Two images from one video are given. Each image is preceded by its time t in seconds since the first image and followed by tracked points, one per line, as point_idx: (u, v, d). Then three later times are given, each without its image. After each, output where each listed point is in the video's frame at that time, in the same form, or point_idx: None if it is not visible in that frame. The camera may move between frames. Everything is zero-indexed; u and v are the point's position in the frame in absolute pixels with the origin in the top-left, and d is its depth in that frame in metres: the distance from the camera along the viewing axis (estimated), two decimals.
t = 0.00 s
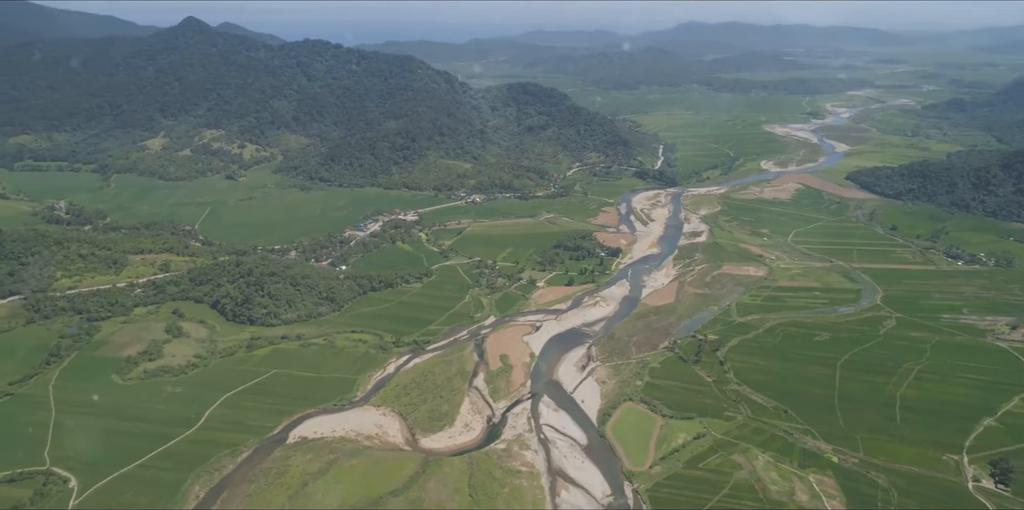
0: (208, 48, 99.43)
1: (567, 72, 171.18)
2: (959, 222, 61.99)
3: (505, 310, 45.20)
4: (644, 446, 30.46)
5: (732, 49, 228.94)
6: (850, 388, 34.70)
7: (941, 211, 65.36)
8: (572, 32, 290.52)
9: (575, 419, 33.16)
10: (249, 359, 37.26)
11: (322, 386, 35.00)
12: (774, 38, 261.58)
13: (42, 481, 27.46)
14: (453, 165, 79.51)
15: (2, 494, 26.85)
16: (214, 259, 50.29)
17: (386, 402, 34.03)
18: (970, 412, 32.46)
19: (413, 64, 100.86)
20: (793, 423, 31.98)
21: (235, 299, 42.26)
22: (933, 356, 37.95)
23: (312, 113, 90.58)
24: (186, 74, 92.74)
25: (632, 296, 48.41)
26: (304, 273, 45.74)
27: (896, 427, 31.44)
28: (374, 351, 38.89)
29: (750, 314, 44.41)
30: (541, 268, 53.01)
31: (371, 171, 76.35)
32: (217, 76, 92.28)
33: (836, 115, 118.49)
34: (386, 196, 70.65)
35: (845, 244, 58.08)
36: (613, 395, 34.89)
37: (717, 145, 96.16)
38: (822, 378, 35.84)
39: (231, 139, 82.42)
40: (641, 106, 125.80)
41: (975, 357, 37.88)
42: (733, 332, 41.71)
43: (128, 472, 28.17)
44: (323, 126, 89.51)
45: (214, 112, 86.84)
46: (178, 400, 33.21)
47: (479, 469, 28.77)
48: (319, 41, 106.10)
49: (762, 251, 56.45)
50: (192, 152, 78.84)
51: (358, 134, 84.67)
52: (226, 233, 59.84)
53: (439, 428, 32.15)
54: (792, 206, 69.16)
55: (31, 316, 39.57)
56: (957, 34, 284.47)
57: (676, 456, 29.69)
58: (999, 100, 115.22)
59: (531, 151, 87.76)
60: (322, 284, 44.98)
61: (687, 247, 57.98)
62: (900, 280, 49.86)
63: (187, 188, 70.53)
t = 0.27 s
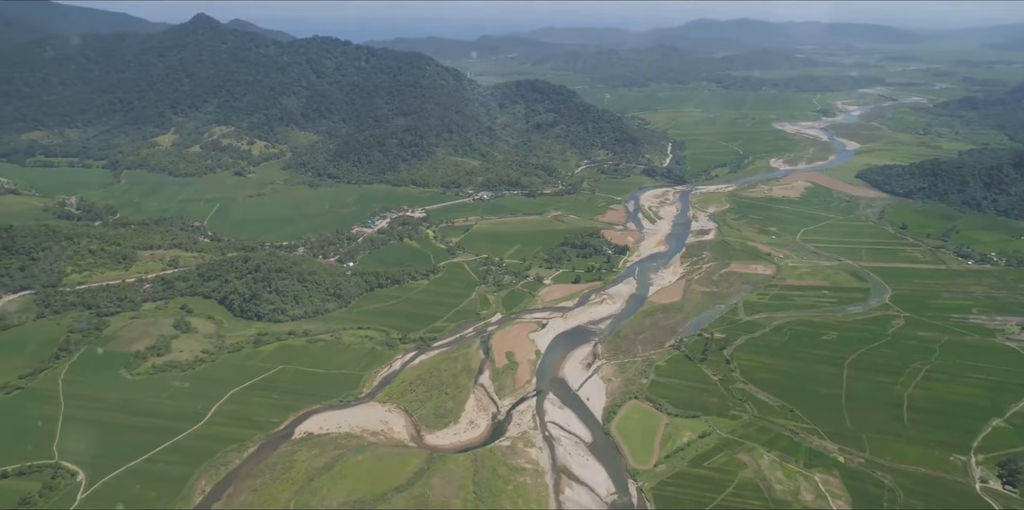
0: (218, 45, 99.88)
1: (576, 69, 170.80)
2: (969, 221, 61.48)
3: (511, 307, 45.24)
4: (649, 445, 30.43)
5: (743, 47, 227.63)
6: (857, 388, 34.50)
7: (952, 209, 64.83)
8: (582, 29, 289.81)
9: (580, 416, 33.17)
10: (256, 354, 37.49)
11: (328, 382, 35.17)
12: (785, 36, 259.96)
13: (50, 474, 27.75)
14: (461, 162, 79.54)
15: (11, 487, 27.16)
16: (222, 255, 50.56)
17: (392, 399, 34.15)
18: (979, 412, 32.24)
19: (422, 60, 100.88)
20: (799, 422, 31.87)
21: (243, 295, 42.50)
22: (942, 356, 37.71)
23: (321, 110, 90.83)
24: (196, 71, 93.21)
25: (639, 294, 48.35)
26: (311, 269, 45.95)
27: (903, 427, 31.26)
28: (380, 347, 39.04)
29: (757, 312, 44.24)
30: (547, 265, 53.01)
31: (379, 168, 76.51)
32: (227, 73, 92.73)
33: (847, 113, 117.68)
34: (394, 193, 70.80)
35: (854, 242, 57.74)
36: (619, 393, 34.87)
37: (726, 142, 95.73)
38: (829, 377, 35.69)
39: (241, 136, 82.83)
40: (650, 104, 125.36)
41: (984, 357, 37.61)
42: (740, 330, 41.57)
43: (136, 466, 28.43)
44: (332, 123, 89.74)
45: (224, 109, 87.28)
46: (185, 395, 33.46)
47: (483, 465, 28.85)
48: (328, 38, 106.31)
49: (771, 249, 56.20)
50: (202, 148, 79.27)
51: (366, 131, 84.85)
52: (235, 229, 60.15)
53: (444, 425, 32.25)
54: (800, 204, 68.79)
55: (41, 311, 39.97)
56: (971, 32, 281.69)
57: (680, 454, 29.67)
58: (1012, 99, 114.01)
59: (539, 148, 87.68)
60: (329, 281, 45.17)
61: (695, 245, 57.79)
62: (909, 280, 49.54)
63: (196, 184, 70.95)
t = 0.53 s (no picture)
0: (228, 42, 100.31)
1: (586, 66, 170.40)
2: (981, 220, 60.92)
3: (518, 305, 45.25)
4: (654, 443, 30.40)
5: (754, 44, 226.23)
6: (865, 388, 34.30)
7: (964, 208, 64.25)
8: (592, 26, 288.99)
9: (585, 414, 33.17)
10: (263, 350, 37.70)
11: (334, 378, 35.31)
12: (797, 33, 258.21)
13: (59, 467, 28.03)
14: (469, 160, 79.55)
15: (21, 479, 27.47)
16: (231, 251, 50.82)
17: (398, 395, 34.25)
18: (988, 413, 31.98)
19: (431, 58, 100.87)
20: (806, 421, 31.74)
21: (251, 291, 42.74)
22: (951, 357, 37.43)
23: (330, 107, 91.06)
24: (206, 68, 93.66)
25: (646, 292, 48.24)
26: (318, 265, 46.12)
27: (911, 427, 31.06)
28: (386, 344, 39.17)
29: (765, 311, 44.05)
30: (554, 263, 52.97)
31: (387, 165, 76.65)
32: (237, 70, 93.13)
33: (858, 111, 116.79)
34: (402, 190, 70.93)
35: (863, 241, 57.36)
36: (625, 391, 34.84)
37: (736, 140, 95.28)
38: (837, 377, 35.51)
39: (250, 132, 83.22)
40: (660, 101, 124.90)
41: (994, 357, 37.29)
42: (747, 329, 41.42)
43: (143, 460, 28.67)
44: (341, 120, 89.95)
45: (234, 106, 87.69)
46: (193, 390, 33.70)
47: (488, 462, 28.89)
48: (338, 35, 106.54)
49: (779, 248, 55.92)
50: (212, 145, 79.71)
51: (375, 128, 84.99)
52: (243, 226, 60.45)
53: (450, 421, 32.34)
54: (810, 203, 68.40)
55: (52, 305, 40.38)
56: (985, 29, 278.76)
57: (686, 453, 29.61)
58: None
59: (548, 146, 87.55)
60: (336, 277, 45.31)
61: (703, 243, 57.59)
62: (919, 279, 49.16)
63: (206, 180, 71.34)
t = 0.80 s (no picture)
0: (239, 39, 100.74)
1: (596, 63, 170.04)
2: (993, 219, 60.36)
3: (524, 302, 45.26)
4: (659, 441, 30.37)
5: (765, 42, 225.00)
6: (872, 387, 34.11)
7: (975, 208, 63.69)
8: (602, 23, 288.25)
9: (590, 412, 33.16)
10: (270, 346, 37.91)
11: (341, 375, 35.47)
12: (809, 31, 256.48)
13: (68, 461, 28.31)
14: (477, 157, 79.55)
15: (31, 472, 27.78)
16: (239, 247, 51.08)
17: (403, 392, 34.37)
18: (996, 414, 31.74)
19: (440, 55, 100.87)
20: (812, 421, 31.62)
21: (259, 287, 42.98)
22: (960, 357, 37.15)
23: (339, 104, 91.29)
24: (216, 65, 94.13)
25: (653, 290, 48.14)
26: (326, 262, 46.35)
27: (919, 428, 30.87)
28: (393, 340, 39.28)
29: (772, 310, 43.87)
30: (561, 261, 52.94)
31: (396, 162, 76.83)
32: (247, 66, 93.54)
33: (869, 109, 115.95)
34: (410, 187, 71.06)
35: (873, 240, 57.00)
36: (630, 389, 34.81)
37: (745, 138, 94.82)
38: (844, 376, 35.33)
39: (259, 129, 83.61)
40: (669, 99, 124.48)
41: (1003, 357, 36.98)
42: (754, 328, 41.27)
43: (151, 454, 28.91)
44: (350, 116, 90.15)
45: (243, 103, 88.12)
46: (200, 385, 33.93)
47: (493, 459, 28.98)
48: (347, 32, 106.73)
49: (788, 247, 55.67)
50: (222, 142, 80.12)
51: (383, 125, 85.15)
52: (252, 222, 60.76)
53: (455, 418, 32.42)
54: (819, 201, 68.02)
55: (62, 300, 40.79)
56: (999, 26, 275.98)
57: (691, 451, 29.57)
58: None
59: (556, 143, 87.44)
60: (343, 274, 45.46)
61: (711, 241, 57.39)
62: (929, 278, 48.80)
63: (215, 177, 71.73)
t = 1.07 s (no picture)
0: (249, 36, 101.12)
1: (605, 61, 169.55)
2: (1005, 219, 59.78)
3: (531, 300, 45.25)
4: (665, 440, 30.32)
5: (777, 39, 223.62)
6: (880, 388, 33.89)
7: (988, 207, 63.08)
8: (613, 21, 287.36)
9: (596, 410, 33.15)
10: (277, 342, 38.10)
11: (347, 371, 35.61)
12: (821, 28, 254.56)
13: (77, 455, 28.59)
14: (486, 154, 79.54)
15: (40, 466, 28.07)
16: (248, 244, 51.32)
17: (409, 388, 34.47)
18: (1006, 415, 31.48)
19: (449, 52, 100.84)
20: (819, 421, 31.47)
21: (266, 283, 43.19)
22: (970, 357, 36.84)
23: (349, 101, 91.49)
24: (226, 62, 94.52)
25: (660, 288, 48.03)
26: (334, 259, 46.53)
27: (927, 429, 30.67)
28: (399, 337, 39.38)
29: (780, 309, 43.66)
30: (569, 258, 52.88)
31: (404, 159, 76.99)
32: (256, 64, 93.89)
33: (881, 107, 115.04)
34: (418, 184, 71.17)
35: (883, 240, 56.58)
36: (636, 387, 34.76)
37: (755, 136, 94.32)
38: (852, 376, 35.14)
39: (269, 126, 83.97)
40: (679, 96, 123.98)
41: (1014, 358, 36.65)
42: (762, 327, 41.10)
43: (158, 449, 29.14)
44: (359, 113, 90.33)
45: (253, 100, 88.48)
46: (208, 381, 34.16)
47: (498, 457, 29.03)
48: (357, 29, 106.89)
49: (796, 245, 55.36)
50: (231, 138, 80.51)
51: (392, 122, 85.30)
52: (261, 219, 61.03)
53: (461, 416, 32.48)
54: (829, 200, 67.58)
55: (73, 296, 41.17)
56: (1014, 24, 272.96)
57: (696, 450, 29.51)
58: None
59: (565, 141, 87.30)
60: (351, 271, 45.59)
61: (720, 240, 57.15)
62: (940, 278, 48.42)
63: (225, 173, 72.11)
